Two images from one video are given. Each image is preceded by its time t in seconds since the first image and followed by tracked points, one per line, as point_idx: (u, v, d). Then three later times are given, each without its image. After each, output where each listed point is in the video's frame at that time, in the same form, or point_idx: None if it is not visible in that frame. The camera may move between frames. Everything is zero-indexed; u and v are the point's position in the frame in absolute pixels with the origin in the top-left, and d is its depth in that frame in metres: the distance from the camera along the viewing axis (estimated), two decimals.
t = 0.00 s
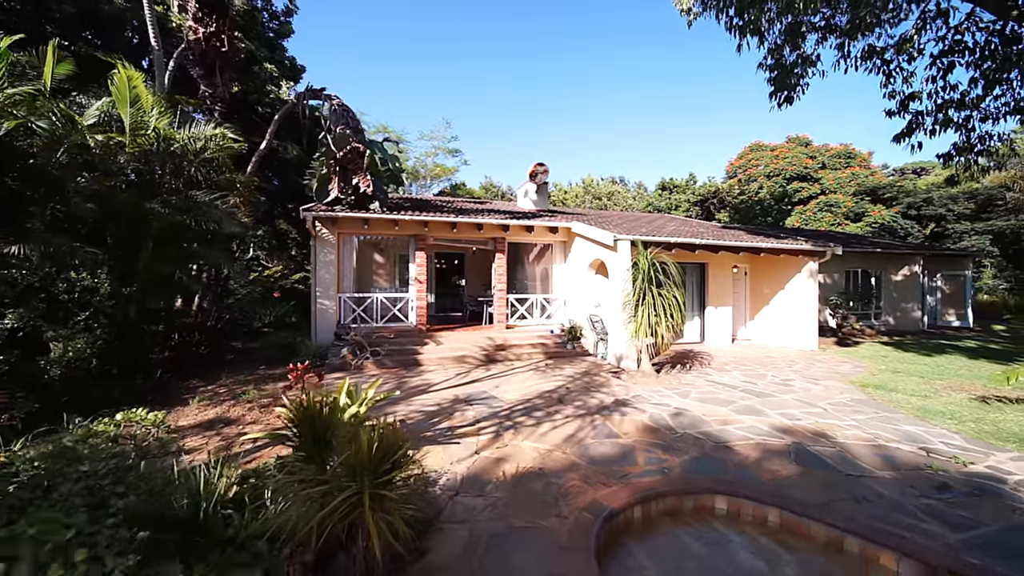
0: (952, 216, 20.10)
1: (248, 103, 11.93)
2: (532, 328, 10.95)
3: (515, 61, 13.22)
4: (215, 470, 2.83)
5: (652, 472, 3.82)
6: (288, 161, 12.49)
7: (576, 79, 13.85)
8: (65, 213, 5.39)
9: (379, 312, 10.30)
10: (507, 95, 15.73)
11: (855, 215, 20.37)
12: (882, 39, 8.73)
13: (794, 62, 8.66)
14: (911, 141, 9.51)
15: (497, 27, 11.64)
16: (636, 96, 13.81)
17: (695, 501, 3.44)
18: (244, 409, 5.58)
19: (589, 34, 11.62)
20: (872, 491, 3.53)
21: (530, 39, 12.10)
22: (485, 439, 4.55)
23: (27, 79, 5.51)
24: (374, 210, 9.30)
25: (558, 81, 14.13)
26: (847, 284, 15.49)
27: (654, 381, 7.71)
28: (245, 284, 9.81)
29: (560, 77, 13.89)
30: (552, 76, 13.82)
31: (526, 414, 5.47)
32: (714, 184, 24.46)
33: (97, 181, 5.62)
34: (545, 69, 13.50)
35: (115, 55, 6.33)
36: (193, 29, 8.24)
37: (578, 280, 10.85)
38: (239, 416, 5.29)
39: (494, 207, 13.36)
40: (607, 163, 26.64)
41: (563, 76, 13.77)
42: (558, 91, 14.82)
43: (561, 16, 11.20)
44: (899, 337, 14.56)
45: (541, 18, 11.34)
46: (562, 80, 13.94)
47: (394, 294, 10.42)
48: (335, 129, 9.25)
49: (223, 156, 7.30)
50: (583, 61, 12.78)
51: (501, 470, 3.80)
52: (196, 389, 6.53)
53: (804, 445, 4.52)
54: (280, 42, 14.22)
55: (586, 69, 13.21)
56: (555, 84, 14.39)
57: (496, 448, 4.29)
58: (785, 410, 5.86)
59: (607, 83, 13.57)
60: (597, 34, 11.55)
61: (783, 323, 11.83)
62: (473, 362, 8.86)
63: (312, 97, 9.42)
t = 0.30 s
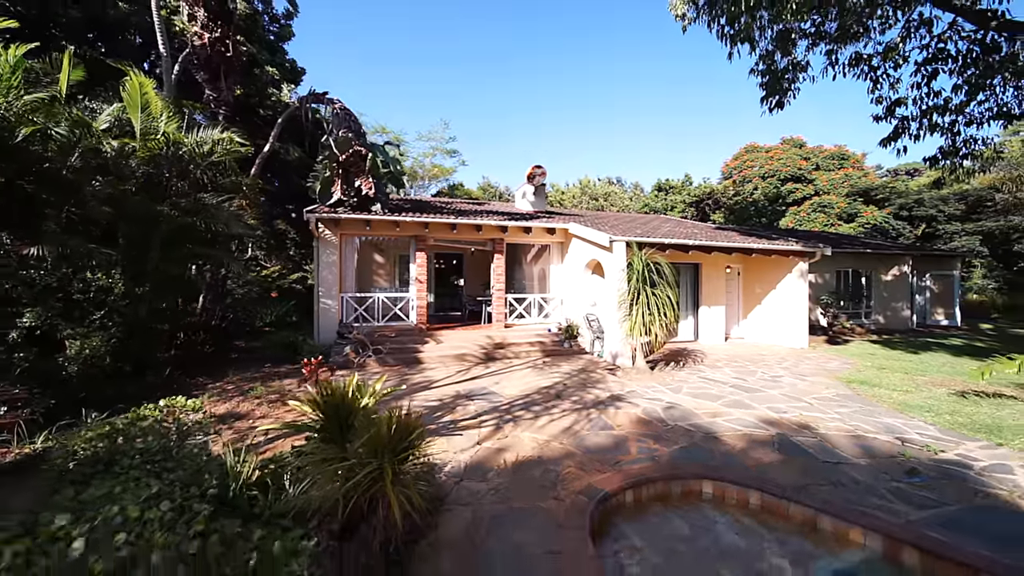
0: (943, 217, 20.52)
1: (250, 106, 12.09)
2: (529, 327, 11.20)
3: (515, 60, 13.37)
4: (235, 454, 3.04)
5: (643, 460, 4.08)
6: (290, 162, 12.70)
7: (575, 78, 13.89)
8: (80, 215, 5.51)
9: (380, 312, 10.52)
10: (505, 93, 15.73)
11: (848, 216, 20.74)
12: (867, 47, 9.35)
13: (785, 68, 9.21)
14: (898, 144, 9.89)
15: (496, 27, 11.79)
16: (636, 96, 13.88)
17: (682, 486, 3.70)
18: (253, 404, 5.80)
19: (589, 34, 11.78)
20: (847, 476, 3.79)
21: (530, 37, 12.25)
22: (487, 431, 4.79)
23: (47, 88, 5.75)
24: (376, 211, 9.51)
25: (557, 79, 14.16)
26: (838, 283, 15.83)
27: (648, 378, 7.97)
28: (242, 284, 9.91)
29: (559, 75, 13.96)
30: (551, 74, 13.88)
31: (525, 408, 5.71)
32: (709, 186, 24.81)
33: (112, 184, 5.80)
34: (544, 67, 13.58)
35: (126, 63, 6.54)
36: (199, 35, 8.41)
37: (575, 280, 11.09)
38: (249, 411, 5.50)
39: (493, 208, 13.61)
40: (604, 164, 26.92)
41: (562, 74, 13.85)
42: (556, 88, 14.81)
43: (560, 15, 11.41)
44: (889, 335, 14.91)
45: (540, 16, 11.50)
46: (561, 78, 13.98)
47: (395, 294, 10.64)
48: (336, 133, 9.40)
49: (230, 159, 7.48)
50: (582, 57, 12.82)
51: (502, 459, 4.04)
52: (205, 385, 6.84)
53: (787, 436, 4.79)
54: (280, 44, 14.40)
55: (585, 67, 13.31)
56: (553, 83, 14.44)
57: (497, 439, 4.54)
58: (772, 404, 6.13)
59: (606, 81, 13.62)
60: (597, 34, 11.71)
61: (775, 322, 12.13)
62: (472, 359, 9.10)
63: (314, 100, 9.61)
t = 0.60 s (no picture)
0: (933, 218, 20.94)
1: (252, 108, 12.26)
2: (527, 326, 11.45)
3: (515, 59, 13.48)
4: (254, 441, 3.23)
5: (636, 448, 4.34)
6: (291, 164, 12.90)
7: (576, 77, 13.94)
8: (93, 218, 5.88)
9: (382, 311, 10.76)
10: (506, 93, 15.83)
11: (841, 217, 21.18)
12: (855, 55, 9.82)
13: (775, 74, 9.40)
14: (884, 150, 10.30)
15: (497, 28, 11.94)
16: (636, 96, 13.96)
17: (673, 472, 3.93)
18: (262, 399, 6.01)
19: (590, 35, 12.04)
20: (825, 462, 4.06)
21: (530, 39, 12.45)
22: (488, 423, 5.04)
23: (64, 96, 5.96)
24: (377, 213, 9.72)
25: (558, 76, 14.09)
26: (829, 283, 16.17)
27: (642, 374, 8.24)
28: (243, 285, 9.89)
29: (560, 73, 13.93)
30: (551, 73, 13.92)
31: (524, 402, 5.96)
32: (704, 187, 25.21)
33: (126, 189, 6.05)
34: (545, 64, 13.55)
35: (137, 70, 6.77)
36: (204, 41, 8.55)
37: (572, 280, 11.36)
38: (258, 405, 5.71)
39: (492, 210, 13.85)
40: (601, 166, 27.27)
41: (563, 72, 13.90)
42: (556, 87, 14.80)
43: (560, 14, 11.58)
44: (878, 334, 15.28)
45: (540, 15, 11.69)
46: (561, 77, 14.00)
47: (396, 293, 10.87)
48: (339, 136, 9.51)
49: (236, 161, 7.75)
50: (582, 55, 12.92)
51: (503, 448, 4.29)
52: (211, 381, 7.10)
53: (772, 427, 5.06)
54: (281, 47, 14.58)
55: (585, 66, 13.39)
56: (554, 81, 14.42)
57: (498, 431, 4.79)
58: (759, 398, 6.41)
59: (606, 80, 13.70)
60: (598, 34, 11.98)
61: (766, 321, 12.45)
62: (472, 357, 9.33)
63: (316, 105, 9.86)
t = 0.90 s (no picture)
0: (923, 219, 21.34)
1: (254, 110, 12.43)
2: (525, 325, 11.71)
3: (515, 59, 13.42)
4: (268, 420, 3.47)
5: (628, 439, 4.60)
6: (291, 166, 13.05)
7: (576, 77, 13.93)
8: (105, 220, 6.16)
9: (383, 311, 10.97)
10: (506, 93, 15.82)
11: (834, 218, 21.54)
12: (843, 60, 10.07)
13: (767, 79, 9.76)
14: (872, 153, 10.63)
15: (497, 27, 11.95)
16: (635, 97, 14.05)
17: (662, 460, 4.19)
18: (268, 395, 6.20)
19: (589, 35, 12.21)
20: (804, 451, 4.35)
21: (529, 42, 12.61)
22: (488, 417, 5.28)
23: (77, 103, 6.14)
24: (379, 215, 9.92)
25: (558, 76, 14.05)
26: (820, 283, 16.52)
27: (637, 371, 8.52)
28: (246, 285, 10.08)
29: (560, 73, 13.88)
30: (551, 73, 13.87)
31: (522, 398, 6.21)
32: (699, 188, 25.59)
33: (140, 192, 6.29)
34: (545, 63, 13.46)
35: (147, 76, 6.97)
36: (208, 46, 8.70)
37: (569, 280, 11.61)
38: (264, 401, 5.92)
39: (490, 211, 14.08)
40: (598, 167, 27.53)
41: (563, 72, 13.87)
42: (556, 88, 14.74)
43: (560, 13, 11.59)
44: (867, 332, 15.66)
45: (541, 14, 11.63)
46: (561, 76, 13.96)
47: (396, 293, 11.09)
48: (342, 139, 9.79)
49: (242, 164, 7.94)
50: (582, 55, 12.98)
51: (503, 439, 4.54)
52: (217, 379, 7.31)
53: (757, 420, 5.34)
54: (281, 49, 14.72)
55: (585, 65, 13.37)
56: (554, 82, 14.37)
57: (498, 424, 5.03)
58: (747, 393, 6.70)
59: (606, 80, 13.73)
60: (597, 35, 12.13)
61: (758, 320, 12.77)
62: (471, 355, 9.58)
63: (318, 107, 10.12)
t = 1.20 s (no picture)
0: (915, 220, 21.72)
1: (256, 113, 12.60)
2: (524, 324, 11.94)
3: (516, 59, 13.38)
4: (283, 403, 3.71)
5: (622, 432, 4.83)
6: (293, 167, 13.18)
7: (576, 76, 13.89)
8: (116, 222, 6.27)
9: (383, 310, 11.16)
10: (506, 93, 15.76)
11: (827, 219, 21.89)
12: (832, 67, 10.39)
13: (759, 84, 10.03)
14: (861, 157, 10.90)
15: (496, 27, 11.90)
16: (635, 97, 13.97)
17: (655, 451, 4.42)
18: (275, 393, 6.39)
19: (589, 39, 12.32)
20: (789, 442, 4.60)
21: (528, 46, 12.77)
22: (489, 412, 5.51)
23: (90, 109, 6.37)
24: (380, 216, 10.11)
25: (557, 75, 14.02)
26: (812, 283, 16.86)
27: (632, 369, 8.77)
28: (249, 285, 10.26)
29: (560, 72, 13.84)
30: (551, 72, 13.85)
31: (521, 394, 6.44)
32: (695, 189, 25.97)
33: (150, 195, 6.55)
34: (545, 62, 13.40)
35: (155, 82, 7.16)
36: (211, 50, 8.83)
37: (566, 280, 11.85)
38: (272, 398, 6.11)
39: (488, 212, 14.28)
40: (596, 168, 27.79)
41: (563, 71, 13.80)
42: (556, 87, 14.68)
43: (560, 14, 11.50)
44: (858, 331, 16.02)
45: (541, 14, 11.53)
46: (561, 76, 13.90)
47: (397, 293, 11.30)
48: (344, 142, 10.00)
49: (247, 168, 8.09)
50: (583, 55, 12.91)
51: (504, 432, 4.76)
52: (223, 377, 7.47)
53: (746, 414, 5.59)
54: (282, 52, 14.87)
55: (586, 64, 13.29)
56: (554, 81, 14.33)
57: (499, 418, 5.26)
58: (738, 389, 6.96)
59: (607, 79, 13.61)
60: (596, 37, 12.18)
61: (751, 319, 13.06)
62: (471, 354, 9.80)
63: (321, 110, 10.42)
